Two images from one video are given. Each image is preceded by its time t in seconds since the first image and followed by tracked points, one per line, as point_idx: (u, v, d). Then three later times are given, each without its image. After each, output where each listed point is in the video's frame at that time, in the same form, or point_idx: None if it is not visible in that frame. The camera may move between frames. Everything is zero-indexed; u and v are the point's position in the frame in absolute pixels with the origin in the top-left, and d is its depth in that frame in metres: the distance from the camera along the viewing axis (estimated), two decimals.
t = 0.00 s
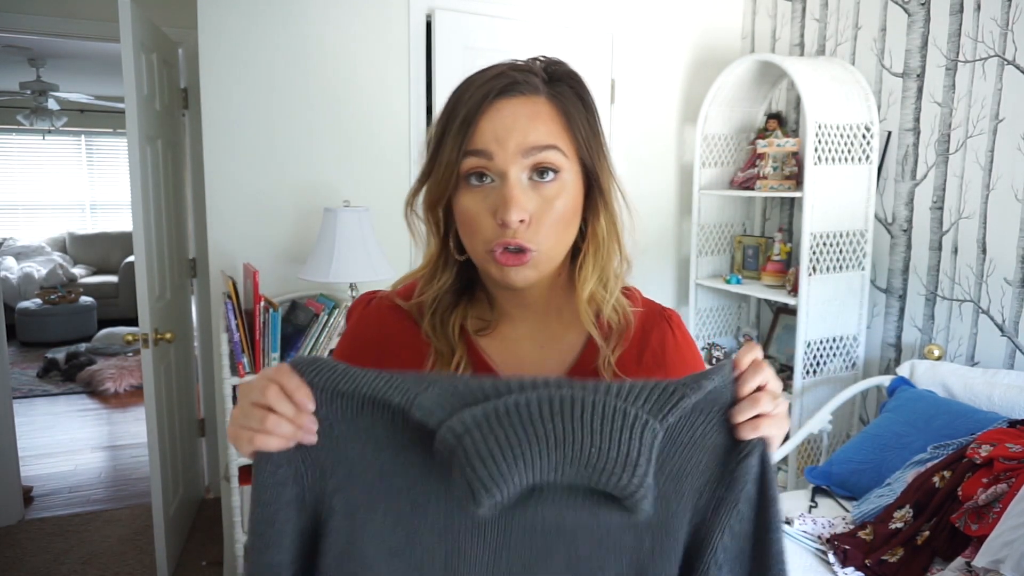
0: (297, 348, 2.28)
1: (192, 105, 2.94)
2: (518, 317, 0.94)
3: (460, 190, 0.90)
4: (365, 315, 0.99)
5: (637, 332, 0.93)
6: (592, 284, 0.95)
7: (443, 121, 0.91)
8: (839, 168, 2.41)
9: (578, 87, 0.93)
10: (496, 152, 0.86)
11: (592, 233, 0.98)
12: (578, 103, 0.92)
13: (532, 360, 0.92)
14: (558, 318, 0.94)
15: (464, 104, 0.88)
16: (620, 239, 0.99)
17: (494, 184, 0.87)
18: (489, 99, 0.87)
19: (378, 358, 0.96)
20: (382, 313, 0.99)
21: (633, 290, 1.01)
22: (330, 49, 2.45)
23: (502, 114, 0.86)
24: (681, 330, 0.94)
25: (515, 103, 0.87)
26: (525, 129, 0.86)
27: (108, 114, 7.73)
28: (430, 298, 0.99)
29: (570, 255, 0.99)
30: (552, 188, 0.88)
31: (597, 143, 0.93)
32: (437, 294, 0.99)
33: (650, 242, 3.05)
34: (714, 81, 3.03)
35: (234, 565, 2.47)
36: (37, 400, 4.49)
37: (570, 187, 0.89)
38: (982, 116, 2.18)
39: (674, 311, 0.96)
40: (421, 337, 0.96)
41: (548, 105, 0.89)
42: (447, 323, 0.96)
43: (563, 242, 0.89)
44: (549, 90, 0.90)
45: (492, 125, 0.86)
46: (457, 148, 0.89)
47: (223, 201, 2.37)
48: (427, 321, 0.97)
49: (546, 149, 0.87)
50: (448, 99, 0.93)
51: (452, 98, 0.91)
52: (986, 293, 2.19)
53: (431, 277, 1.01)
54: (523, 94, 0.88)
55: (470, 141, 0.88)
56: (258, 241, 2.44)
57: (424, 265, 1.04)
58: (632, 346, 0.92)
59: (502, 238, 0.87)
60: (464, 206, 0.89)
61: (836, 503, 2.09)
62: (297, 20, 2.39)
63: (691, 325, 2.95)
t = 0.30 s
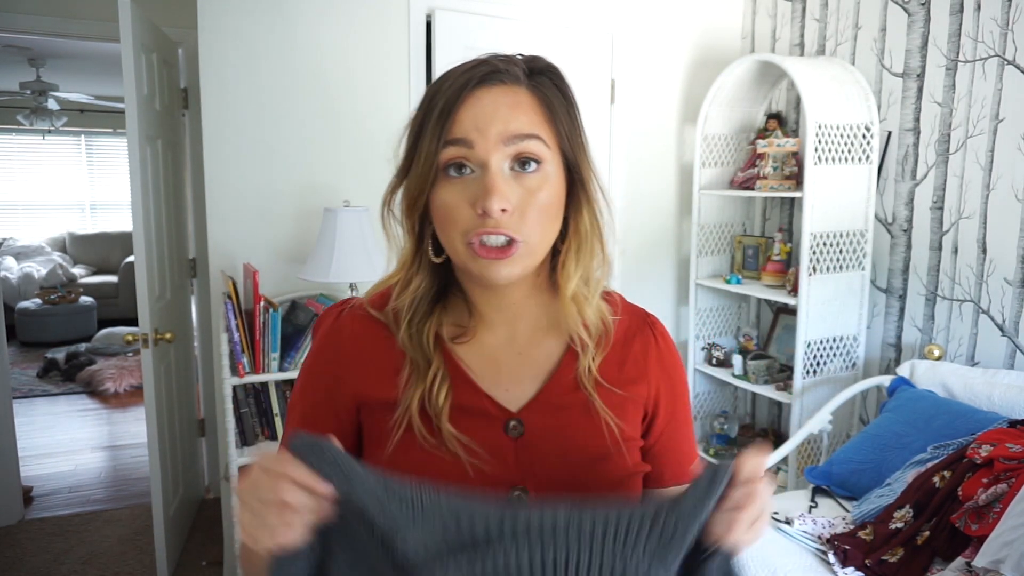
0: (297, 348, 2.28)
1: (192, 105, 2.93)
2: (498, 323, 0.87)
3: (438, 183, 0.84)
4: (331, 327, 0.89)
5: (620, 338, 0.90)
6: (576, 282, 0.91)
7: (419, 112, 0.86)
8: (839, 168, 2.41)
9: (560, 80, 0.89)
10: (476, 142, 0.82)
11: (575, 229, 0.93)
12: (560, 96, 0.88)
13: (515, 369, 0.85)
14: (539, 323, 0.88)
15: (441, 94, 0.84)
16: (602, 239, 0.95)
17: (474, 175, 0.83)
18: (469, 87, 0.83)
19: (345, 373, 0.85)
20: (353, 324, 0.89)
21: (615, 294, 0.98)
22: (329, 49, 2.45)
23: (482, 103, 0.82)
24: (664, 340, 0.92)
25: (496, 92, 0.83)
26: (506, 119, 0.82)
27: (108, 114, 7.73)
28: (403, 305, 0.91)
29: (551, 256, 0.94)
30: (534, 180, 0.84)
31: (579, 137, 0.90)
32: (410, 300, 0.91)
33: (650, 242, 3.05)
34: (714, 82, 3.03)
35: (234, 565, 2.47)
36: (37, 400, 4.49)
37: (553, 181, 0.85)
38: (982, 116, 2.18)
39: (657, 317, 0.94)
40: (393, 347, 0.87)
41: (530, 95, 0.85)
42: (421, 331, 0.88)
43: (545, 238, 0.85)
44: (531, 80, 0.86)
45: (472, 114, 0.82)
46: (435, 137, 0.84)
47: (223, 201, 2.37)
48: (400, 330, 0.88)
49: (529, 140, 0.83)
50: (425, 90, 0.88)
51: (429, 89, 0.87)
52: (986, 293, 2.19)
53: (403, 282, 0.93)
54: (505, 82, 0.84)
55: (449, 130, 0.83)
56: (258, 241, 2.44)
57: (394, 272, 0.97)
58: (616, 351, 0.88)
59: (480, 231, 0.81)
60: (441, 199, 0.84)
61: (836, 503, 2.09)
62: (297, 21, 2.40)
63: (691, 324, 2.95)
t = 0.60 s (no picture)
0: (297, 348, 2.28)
1: (193, 105, 2.93)
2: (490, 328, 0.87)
3: (427, 184, 0.83)
4: (315, 338, 0.84)
5: (611, 336, 0.90)
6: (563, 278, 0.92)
7: (406, 111, 0.84)
8: (839, 168, 2.41)
9: (548, 79, 0.88)
10: (467, 142, 0.81)
11: (563, 229, 0.93)
12: (547, 93, 0.87)
13: (508, 372, 0.85)
14: (531, 324, 0.89)
15: (430, 93, 0.82)
16: (591, 237, 0.95)
17: (464, 175, 0.82)
18: (457, 87, 0.82)
19: (331, 385, 0.81)
20: (337, 335, 0.84)
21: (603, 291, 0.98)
22: (329, 49, 2.44)
23: (471, 103, 0.82)
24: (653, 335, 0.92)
25: (484, 91, 0.83)
26: (496, 118, 0.82)
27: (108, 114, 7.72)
28: (392, 311, 0.89)
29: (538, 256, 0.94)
30: (525, 178, 0.83)
31: (568, 136, 0.89)
32: (399, 306, 0.89)
33: (650, 242, 3.05)
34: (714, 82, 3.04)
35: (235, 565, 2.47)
36: (38, 400, 4.49)
37: (543, 181, 0.85)
38: (982, 116, 2.18)
39: (646, 315, 0.94)
40: (381, 356, 0.83)
41: (519, 94, 0.85)
42: (410, 336, 0.85)
43: (537, 238, 0.84)
44: (520, 79, 0.86)
45: (461, 113, 0.82)
46: (423, 138, 0.83)
47: (223, 203, 2.37)
48: (389, 338, 0.85)
49: (519, 139, 0.83)
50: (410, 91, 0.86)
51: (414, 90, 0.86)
52: (986, 293, 2.19)
53: (393, 288, 0.91)
54: (492, 81, 0.83)
55: (437, 130, 0.82)
56: (258, 241, 2.44)
57: (380, 277, 0.94)
58: (607, 351, 0.88)
59: (473, 233, 0.81)
60: (431, 202, 0.83)
61: (836, 503, 2.10)
62: (297, 21, 2.39)
63: (691, 324, 2.95)
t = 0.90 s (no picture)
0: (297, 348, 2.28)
1: (193, 105, 2.93)
2: (507, 328, 0.85)
3: (454, 187, 0.80)
4: (329, 344, 0.78)
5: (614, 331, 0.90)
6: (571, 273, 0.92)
7: (429, 112, 0.80)
8: (839, 168, 2.41)
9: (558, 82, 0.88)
10: (500, 145, 0.79)
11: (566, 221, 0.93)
12: (560, 97, 0.87)
13: (525, 370, 0.83)
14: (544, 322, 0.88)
15: (457, 94, 0.79)
16: (593, 232, 0.95)
17: (494, 176, 0.79)
18: (484, 90, 0.80)
19: (353, 391, 0.76)
20: (355, 340, 0.79)
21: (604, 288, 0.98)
22: (328, 49, 2.44)
23: (498, 107, 0.79)
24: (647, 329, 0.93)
25: (508, 93, 0.81)
26: (524, 121, 0.81)
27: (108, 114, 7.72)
28: (410, 316, 0.84)
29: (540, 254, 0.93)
30: (551, 180, 0.82)
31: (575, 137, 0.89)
32: (418, 311, 0.84)
33: (650, 242, 3.05)
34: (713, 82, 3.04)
35: (234, 564, 2.47)
36: (38, 400, 4.49)
37: (565, 182, 0.84)
38: (982, 116, 2.18)
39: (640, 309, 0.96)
40: (402, 359, 0.79)
41: (537, 97, 0.84)
42: (431, 340, 0.81)
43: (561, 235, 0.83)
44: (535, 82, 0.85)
45: (490, 117, 0.79)
46: (451, 140, 0.79)
47: (223, 203, 2.37)
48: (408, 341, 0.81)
49: (545, 143, 0.82)
50: (426, 95, 0.82)
51: (432, 90, 0.81)
52: (986, 293, 2.19)
53: (408, 294, 0.86)
54: (514, 84, 0.82)
55: (467, 134, 0.79)
56: (258, 241, 2.44)
57: (392, 284, 0.88)
58: (609, 345, 0.88)
59: (509, 235, 0.79)
60: (461, 206, 0.79)
61: (836, 503, 2.10)
62: (297, 21, 2.40)
63: (691, 324, 2.95)
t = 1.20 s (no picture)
0: (297, 348, 2.29)
1: (193, 105, 2.93)
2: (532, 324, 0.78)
3: (481, 190, 0.74)
4: (357, 339, 0.73)
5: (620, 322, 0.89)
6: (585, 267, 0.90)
7: (458, 122, 0.76)
8: (839, 168, 2.41)
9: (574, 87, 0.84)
10: (526, 147, 0.73)
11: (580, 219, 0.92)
12: (579, 102, 0.82)
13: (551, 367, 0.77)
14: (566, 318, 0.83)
15: (485, 101, 0.74)
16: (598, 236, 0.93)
17: (521, 178, 0.73)
18: (511, 94, 0.74)
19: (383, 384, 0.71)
20: (385, 331, 0.74)
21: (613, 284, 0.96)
22: (329, 49, 2.44)
23: (524, 111, 0.74)
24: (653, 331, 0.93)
25: (532, 98, 0.76)
26: (549, 122, 0.74)
27: (108, 114, 7.72)
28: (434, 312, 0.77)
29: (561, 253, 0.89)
30: (579, 181, 0.76)
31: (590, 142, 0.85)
32: (442, 307, 0.78)
33: (650, 242, 3.05)
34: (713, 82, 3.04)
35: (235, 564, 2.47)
36: (38, 400, 4.49)
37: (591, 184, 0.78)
38: (982, 116, 2.18)
39: (644, 305, 0.96)
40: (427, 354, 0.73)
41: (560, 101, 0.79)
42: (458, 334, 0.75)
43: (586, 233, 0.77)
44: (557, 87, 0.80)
45: (517, 119, 0.73)
46: (480, 141, 0.73)
47: (224, 202, 2.38)
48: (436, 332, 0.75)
49: (570, 145, 0.75)
50: (450, 100, 0.79)
51: (460, 95, 0.78)
52: (986, 293, 2.19)
53: (431, 291, 0.80)
54: (538, 88, 0.77)
55: (496, 135, 0.73)
56: (258, 241, 2.44)
57: (413, 280, 0.82)
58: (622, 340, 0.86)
59: (538, 232, 0.73)
60: (489, 205, 0.73)
61: (836, 503, 2.10)
62: (298, 21, 2.39)
63: (691, 324, 2.95)
